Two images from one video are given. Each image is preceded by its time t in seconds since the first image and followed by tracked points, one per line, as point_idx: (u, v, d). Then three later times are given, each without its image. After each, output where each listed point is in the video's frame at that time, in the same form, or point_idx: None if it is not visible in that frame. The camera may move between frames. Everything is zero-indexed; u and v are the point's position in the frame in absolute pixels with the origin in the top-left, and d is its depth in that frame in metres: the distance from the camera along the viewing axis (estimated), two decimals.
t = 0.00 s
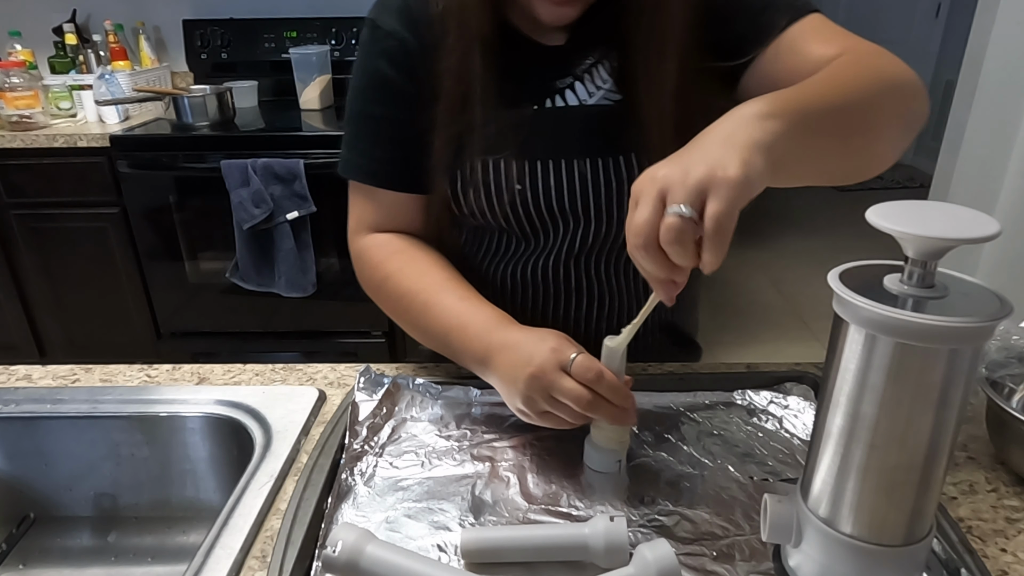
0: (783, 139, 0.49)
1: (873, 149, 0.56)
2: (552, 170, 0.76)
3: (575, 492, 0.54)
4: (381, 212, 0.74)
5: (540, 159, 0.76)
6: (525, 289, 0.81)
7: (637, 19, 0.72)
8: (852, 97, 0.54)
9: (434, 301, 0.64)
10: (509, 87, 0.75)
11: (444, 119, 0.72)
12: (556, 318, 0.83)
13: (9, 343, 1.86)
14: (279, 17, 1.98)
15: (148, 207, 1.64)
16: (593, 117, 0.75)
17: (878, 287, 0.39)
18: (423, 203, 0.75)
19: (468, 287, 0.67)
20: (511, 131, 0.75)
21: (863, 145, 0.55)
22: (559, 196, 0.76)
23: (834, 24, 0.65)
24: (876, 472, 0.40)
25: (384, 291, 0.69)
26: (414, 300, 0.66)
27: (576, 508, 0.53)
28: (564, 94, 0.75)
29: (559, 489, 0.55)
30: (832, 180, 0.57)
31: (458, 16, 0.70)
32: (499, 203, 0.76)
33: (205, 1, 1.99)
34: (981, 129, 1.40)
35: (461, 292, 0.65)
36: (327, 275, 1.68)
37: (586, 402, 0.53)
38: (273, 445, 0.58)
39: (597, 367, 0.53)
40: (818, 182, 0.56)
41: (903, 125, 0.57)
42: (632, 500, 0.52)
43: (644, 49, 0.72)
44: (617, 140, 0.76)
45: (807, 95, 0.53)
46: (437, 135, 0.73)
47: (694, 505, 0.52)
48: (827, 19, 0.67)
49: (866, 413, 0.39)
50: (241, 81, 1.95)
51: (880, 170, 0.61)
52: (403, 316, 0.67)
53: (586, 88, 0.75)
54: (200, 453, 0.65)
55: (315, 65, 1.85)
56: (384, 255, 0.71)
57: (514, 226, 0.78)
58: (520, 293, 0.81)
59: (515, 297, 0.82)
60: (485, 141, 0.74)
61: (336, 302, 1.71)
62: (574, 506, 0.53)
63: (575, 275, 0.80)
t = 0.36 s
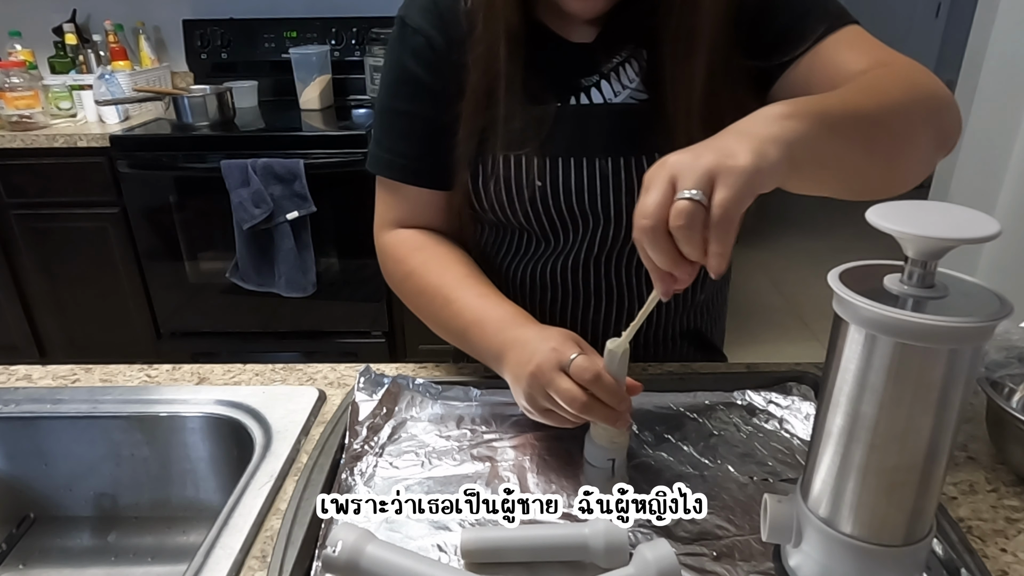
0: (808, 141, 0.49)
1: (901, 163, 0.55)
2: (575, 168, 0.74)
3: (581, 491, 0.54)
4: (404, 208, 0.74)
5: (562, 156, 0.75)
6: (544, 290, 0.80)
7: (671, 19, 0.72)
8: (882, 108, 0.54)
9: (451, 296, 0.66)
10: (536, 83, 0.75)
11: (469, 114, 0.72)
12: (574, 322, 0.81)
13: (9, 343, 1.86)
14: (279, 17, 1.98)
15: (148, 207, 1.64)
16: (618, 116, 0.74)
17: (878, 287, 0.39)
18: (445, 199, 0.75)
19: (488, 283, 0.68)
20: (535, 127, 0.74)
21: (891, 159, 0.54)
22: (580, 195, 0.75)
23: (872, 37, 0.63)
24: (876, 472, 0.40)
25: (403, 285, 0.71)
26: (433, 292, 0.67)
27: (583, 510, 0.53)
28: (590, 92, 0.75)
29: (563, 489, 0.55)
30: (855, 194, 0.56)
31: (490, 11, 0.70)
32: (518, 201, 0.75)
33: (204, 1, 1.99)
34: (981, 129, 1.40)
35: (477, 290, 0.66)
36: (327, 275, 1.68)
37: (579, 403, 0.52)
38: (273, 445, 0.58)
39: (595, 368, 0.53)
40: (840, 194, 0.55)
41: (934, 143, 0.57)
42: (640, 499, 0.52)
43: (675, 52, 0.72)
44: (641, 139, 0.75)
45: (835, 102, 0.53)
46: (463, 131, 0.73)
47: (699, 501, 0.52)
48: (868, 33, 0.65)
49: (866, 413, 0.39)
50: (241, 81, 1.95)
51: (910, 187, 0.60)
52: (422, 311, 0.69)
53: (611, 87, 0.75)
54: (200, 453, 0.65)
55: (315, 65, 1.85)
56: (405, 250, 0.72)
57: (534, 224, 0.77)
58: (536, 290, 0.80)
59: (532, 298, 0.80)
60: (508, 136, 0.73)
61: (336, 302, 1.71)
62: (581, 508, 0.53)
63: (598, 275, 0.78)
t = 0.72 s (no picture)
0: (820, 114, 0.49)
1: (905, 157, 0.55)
2: (582, 168, 0.74)
3: (582, 490, 0.54)
4: (408, 206, 0.75)
5: (569, 156, 0.74)
6: (548, 290, 0.79)
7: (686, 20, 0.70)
8: (896, 98, 0.53)
9: (456, 290, 0.66)
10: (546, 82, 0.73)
11: (479, 112, 0.72)
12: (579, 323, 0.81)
13: (9, 343, 1.86)
14: (279, 17, 1.98)
15: (148, 207, 1.64)
16: (627, 117, 0.73)
17: (877, 287, 0.39)
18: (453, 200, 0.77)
19: (494, 281, 0.69)
20: (544, 127, 0.73)
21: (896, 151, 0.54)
22: (586, 196, 0.75)
23: (884, 38, 0.63)
24: (876, 472, 0.40)
25: (408, 280, 0.71)
26: (437, 288, 0.68)
27: (583, 510, 0.52)
28: (598, 93, 0.74)
29: (564, 488, 0.55)
30: (853, 181, 0.56)
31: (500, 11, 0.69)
32: (524, 200, 0.75)
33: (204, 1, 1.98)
34: (981, 129, 1.40)
35: (483, 284, 0.67)
36: (327, 275, 1.68)
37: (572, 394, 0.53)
38: (273, 445, 0.58)
39: (592, 361, 0.53)
40: (838, 177, 0.56)
41: (942, 144, 0.57)
42: (640, 499, 0.52)
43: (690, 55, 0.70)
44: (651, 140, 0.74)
45: (851, 83, 0.52)
46: (470, 131, 0.73)
47: (699, 500, 0.52)
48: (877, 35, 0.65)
49: (866, 413, 0.39)
50: (241, 81, 1.95)
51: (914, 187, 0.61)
52: (427, 304, 0.70)
53: (620, 88, 0.74)
54: (200, 453, 0.65)
55: (315, 65, 1.84)
56: (410, 245, 0.72)
57: (539, 225, 0.77)
58: (540, 290, 0.79)
59: (537, 299, 0.80)
60: (519, 134, 0.73)
61: (336, 302, 1.71)
62: (581, 508, 0.53)
63: (604, 274, 0.78)
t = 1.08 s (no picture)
0: (812, 94, 0.49)
1: (897, 145, 0.56)
2: (578, 168, 0.74)
3: (581, 490, 0.54)
4: (407, 209, 0.75)
5: (566, 156, 0.74)
6: (547, 290, 0.79)
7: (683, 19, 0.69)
8: (890, 85, 0.54)
9: (455, 292, 0.67)
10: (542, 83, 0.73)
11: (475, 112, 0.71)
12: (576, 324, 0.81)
13: (9, 343, 1.86)
14: (279, 17, 1.98)
15: (148, 207, 1.64)
16: (622, 116, 0.73)
17: (878, 287, 0.39)
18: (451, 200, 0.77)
19: (494, 281, 0.69)
20: (541, 126, 0.73)
21: (887, 138, 0.55)
22: (583, 196, 0.75)
23: (879, 33, 0.63)
24: (876, 472, 0.40)
25: (407, 281, 0.71)
26: (436, 289, 0.68)
27: (583, 510, 0.52)
28: (593, 93, 0.74)
29: (565, 488, 0.55)
30: (844, 167, 0.57)
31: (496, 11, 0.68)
32: (521, 201, 0.75)
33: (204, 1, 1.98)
34: (981, 128, 1.40)
35: (483, 284, 0.67)
36: (327, 275, 1.68)
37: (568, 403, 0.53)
38: (273, 445, 0.58)
39: (588, 369, 0.53)
40: (827, 161, 0.56)
41: (935, 136, 0.57)
42: (640, 499, 0.52)
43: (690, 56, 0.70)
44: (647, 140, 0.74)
45: (846, 67, 0.53)
46: (467, 131, 0.73)
47: (699, 500, 0.52)
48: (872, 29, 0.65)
49: (866, 413, 0.39)
50: (241, 81, 1.95)
51: (909, 180, 0.61)
52: (426, 305, 0.70)
53: (615, 88, 0.74)
54: (200, 452, 0.65)
55: (315, 65, 1.85)
56: (410, 245, 0.72)
57: (536, 225, 0.77)
58: (538, 291, 0.80)
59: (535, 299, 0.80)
60: (514, 134, 0.72)
61: (336, 302, 1.71)
62: (581, 508, 0.53)
63: (602, 273, 0.78)
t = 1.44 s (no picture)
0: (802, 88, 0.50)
1: (889, 139, 0.56)
2: (575, 169, 0.74)
3: (582, 490, 0.54)
4: (403, 207, 0.74)
5: (563, 157, 0.74)
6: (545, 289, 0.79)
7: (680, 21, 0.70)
8: (884, 79, 0.54)
9: (452, 283, 0.66)
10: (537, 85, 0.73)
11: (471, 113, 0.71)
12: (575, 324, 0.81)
13: (9, 343, 1.86)
14: (279, 17, 1.98)
15: (148, 207, 1.64)
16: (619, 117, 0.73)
17: (878, 287, 0.39)
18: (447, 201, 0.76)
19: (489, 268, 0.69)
20: (537, 128, 0.73)
21: (879, 132, 0.55)
22: (580, 196, 0.75)
23: (875, 32, 0.63)
24: (876, 472, 0.40)
25: (405, 278, 0.71)
26: (432, 282, 0.68)
27: (583, 510, 0.52)
28: (590, 93, 0.74)
29: (565, 487, 0.55)
30: (834, 159, 0.58)
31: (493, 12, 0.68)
32: (518, 201, 0.75)
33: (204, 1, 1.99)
34: (981, 128, 1.40)
35: (480, 273, 0.67)
36: (327, 275, 1.68)
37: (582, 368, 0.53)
38: (273, 445, 0.58)
39: (593, 332, 0.53)
40: (818, 152, 0.57)
41: (931, 133, 0.58)
42: (640, 499, 0.52)
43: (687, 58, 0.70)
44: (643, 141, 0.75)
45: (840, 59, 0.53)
46: (464, 131, 0.72)
47: (699, 500, 0.52)
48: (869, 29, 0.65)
49: (866, 413, 0.39)
50: (241, 81, 1.95)
51: (906, 174, 0.62)
52: (425, 300, 0.69)
53: (610, 89, 0.74)
54: (200, 452, 0.65)
55: (315, 65, 1.85)
56: (405, 241, 0.72)
57: (534, 225, 0.77)
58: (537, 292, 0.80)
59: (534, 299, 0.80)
60: (511, 135, 0.72)
61: (336, 302, 1.71)
62: (581, 508, 0.53)
63: (598, 272, 0.78)
